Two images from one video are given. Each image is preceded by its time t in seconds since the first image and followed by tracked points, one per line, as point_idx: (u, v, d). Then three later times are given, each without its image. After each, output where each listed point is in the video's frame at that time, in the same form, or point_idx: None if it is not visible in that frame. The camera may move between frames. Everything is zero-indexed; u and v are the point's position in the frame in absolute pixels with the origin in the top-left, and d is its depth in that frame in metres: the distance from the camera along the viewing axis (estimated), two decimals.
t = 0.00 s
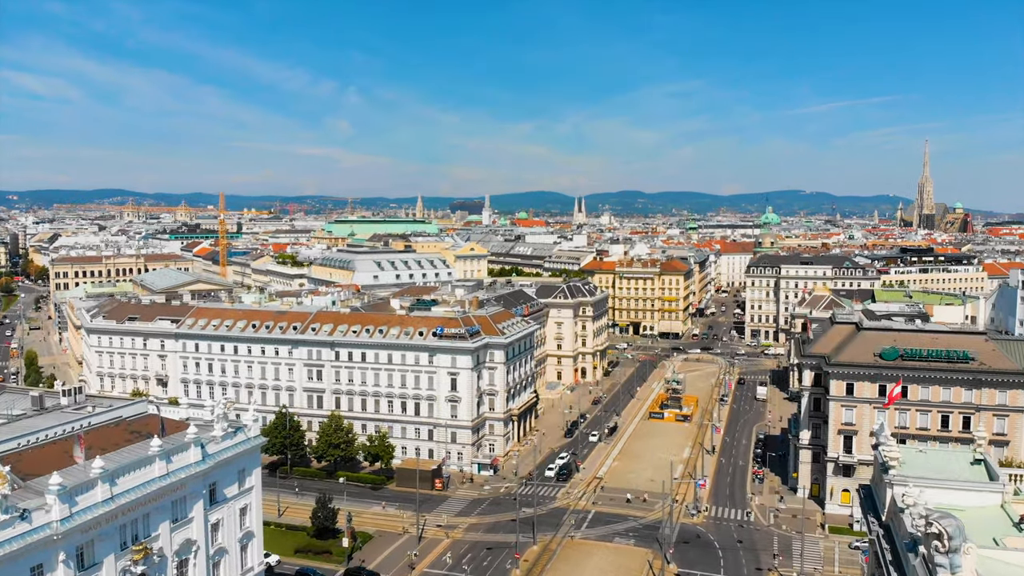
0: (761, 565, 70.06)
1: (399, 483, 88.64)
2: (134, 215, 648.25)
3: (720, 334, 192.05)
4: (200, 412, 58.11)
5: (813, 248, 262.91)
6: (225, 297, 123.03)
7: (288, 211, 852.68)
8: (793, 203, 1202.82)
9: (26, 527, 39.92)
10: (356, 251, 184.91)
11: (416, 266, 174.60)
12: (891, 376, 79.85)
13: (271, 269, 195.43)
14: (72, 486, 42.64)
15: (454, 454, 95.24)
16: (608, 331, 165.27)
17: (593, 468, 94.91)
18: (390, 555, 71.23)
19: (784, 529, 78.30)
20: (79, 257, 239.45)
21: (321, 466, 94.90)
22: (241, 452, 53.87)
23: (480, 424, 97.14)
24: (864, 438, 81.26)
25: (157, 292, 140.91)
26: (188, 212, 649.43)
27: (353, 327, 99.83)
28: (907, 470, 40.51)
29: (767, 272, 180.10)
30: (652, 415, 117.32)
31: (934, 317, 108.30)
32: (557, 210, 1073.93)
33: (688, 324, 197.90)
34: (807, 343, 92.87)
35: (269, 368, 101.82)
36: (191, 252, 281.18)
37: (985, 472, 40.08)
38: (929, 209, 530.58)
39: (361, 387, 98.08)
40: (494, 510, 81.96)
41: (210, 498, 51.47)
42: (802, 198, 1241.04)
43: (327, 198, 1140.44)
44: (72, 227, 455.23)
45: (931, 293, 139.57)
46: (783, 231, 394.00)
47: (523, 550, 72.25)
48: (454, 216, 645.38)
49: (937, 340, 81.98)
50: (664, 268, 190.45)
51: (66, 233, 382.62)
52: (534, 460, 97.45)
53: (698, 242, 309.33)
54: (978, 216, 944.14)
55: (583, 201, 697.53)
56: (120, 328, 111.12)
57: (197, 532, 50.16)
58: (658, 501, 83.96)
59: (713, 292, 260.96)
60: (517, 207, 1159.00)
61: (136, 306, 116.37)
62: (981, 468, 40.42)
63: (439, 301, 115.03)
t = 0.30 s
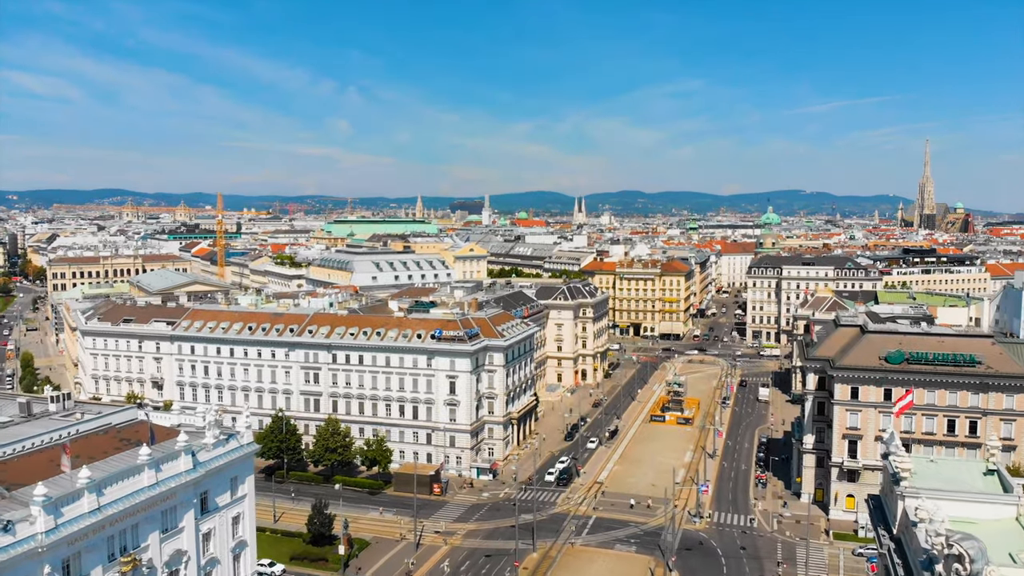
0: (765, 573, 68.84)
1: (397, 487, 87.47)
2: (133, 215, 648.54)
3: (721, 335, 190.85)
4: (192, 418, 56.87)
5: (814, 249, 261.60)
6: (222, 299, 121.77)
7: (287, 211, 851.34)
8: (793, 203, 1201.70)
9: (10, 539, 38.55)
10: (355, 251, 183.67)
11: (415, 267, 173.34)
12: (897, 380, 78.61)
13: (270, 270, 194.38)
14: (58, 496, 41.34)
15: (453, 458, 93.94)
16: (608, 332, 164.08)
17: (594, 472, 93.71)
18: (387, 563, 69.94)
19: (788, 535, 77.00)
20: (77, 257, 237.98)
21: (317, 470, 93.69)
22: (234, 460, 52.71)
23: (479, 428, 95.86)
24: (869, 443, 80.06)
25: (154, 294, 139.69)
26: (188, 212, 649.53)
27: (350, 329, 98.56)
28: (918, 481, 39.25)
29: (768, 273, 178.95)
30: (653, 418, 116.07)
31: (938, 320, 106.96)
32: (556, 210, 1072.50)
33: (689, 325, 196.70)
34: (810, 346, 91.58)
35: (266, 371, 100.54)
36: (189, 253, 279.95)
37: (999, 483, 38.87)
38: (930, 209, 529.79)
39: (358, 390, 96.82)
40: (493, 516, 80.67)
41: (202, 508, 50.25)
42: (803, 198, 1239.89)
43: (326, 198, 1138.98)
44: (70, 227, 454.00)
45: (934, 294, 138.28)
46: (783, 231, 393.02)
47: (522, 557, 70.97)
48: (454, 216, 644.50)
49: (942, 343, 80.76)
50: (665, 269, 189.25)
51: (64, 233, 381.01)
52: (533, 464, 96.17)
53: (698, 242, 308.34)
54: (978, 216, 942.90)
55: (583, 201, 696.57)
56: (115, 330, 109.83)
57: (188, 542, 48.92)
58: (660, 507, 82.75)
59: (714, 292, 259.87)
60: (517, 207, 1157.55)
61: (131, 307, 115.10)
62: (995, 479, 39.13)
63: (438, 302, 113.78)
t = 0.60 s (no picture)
0: None
1: (395, 492, 86.27)
2: (132, 215, 647.38)
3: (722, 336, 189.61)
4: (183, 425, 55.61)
5: (816, 249, 260.17)
6: (219, 301, 120.57)
7: (287, 211, 850.06)
8: (793, 203, 1200.36)
9: None
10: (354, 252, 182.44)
11: (414, 268, 172.15)
12: (902, 384, 77.34)
13: (268, 271, 193.27)
14: (43, 507, 39.96)
15: (452, 463, 92.67)
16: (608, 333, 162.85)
17: (594, 477, 92.45)
18: (383, 571, 68.63)
19: (792, 542, 75.76)
20: (74, 258, 236.56)
21: (315, 475, 92.46)
22: (227, 468, 51.45)
23: (478, 432, 94.56)
24: (874, 448, 78.76)
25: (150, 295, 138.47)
26: (188, 212, 648.81)
27: (347, 332, 97.33)
28: (930, 493, 37.99)
29: (770, 274, 177.70)
30: (654, 421, 114.81)
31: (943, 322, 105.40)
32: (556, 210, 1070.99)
33: (690, 326, 195.44)
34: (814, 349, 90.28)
35: (263, 374, 99.25)
36: (188, 253, 278.53)
37: (1014, 494, 37.61)
38: (931, 209, 528.71)
39: (356, 394, 95.55)
40: (493, 522, 79.38)
41: (193, 518, 48.95)
42: (803, 198, 1238.61)
43: (326, 198, 1137.75)
44: (69, 228, 452.31)
45: (938, 295, 136.89)
46: (784, 232, 392.38)
47: (522, 565, 69.68)
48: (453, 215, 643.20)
49: (948, 346, 79.50)
50: (666, 270, 188.01)
51: (62, 234, 379.46)
52: (533, 469, 94.85)
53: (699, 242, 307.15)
54: (979, 216, 941.71)
55: (583, 201, 695.45)
56: (110, 332, 108.51)
57: (179, 553, 47.63)
58: (662, 513, 81.49)
59: (715, 293, 258.59)
60: (517, 207, 1156.20)
61: (127, 309, 113.83)
62: (1010, 490, 37.86)
63: (436, 304, 112.42)
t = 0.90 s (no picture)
0: None
1: (392, 498, 85.02)
2: (132, 215, 646.10)
3: (724, 338, 188.33)
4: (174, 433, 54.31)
5: (818, 250, 258.84)
6: (216, 303, 119.34)
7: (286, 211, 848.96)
8: (794, 203, 1198.96)
9: None
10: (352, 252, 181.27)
11: (413, 269, 171.06)
12: (908, 389, 76.04)
13: (266, 271, 192.05)
14: (26, 519, 38.62)
15: (450, 467, 91.37)
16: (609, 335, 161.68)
17: (595, 482, 91.17)
18: None
19: (796, 549, 74.51)
20: (72, 259, 235.24)
21: (311, 479, 91.20)
22: (218, 477, 50.21)
23: (477, 437, 93.25)
24: (879, 453, 77.49)
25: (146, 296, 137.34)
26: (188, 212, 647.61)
27: (345, 335, 96.10)
28: (943, 506, 36.66)
29: (771, 275, 176.45)
30: (656, 425, 113.54)
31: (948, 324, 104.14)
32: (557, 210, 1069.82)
33: (691, 327, 194.19)
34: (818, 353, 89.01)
35: (260, 378, 98.01)
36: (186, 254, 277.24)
37: None
38: (932, 209, 527.59)
39: (354, 397, 94.29)
40: (492, 528, 78.08)
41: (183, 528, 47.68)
42: (803, 198, 1237.31)
43: (326, 198, 1136.39)
44: (68, 228, 450.89)
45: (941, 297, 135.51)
46: (785, 232, 389.94)
47: (521, 572, 68.35)
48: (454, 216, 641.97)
49: (955, 350, 78.22)
50: (667, 271, 186.80)
51: (61, 234, 378.10)
52: (533, 474, 93.53)
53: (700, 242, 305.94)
54: (979, 217, 940.51)
55: (584, 201, 694.38)
56: (106, 335, 107.26)
57: (169, 565, 46.36)
58: (664, 519, 80.22)
59: (716, 293, 257.29)
60: (517, 207, 1155.05)
61: (122, 311, 112.54)
62: None
63: (435, 306, 111.19)
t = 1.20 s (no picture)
0: None
1: (390, 503, 83.83)
2: (131, 215, 644.76)
3: (725, 339, 187.20)
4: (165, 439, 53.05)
5: (819, 250, 257.87)
6: (212, 304, 118.09)
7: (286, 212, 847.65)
8: (794, 203, 1198.13)
9: None
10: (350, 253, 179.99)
11: (412, 270, 169.84)
12: (914, 393, 74.78)
13: (264, 272, 190.66)
14: (9, 531, 37.36)
15: (448, 472, 90.12)
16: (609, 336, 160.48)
17: (595, 487, 89.91)
18: None
19: (800, 556, 73.23)
20: (70, 260, 234.01)
21: (308, 484, 90.01)
22: (210, 485, 49.03)
23: (475, 440, 91.99)
24: (885, 459, 76.30)
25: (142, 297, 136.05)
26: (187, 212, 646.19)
27: (342, 337, 94.85)
28: (956, 519, 35.50)
29: (773, 276, 175.32)
30: (657, 428, 112.29)
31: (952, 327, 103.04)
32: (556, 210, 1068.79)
33: (692, 328, 193.04)
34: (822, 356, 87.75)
35: (256, 380, 96.75)
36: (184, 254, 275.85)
37: None
38: (933, 209, 526.72)
39: (351, 400, 93.05)
40: (491, 535, 76.84)
41: (173, 538, 46.44)
42: (804, 198, 1236.47)
43: (326, 198, 1135.17)
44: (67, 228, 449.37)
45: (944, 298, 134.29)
46: (785, 232, 389.14)
47: None
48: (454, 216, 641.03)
49: (961, 354, 77.01)
50: (668, 272, 185.63)
51: (59, 234, 376.71)
52: (533, 479, 92.28)
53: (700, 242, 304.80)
54: (980, 217, 939.72)
55: (584, 201, 693.37)
56: (101, 337, 106.01)
57: None
58: (666, 525, 79.00)
59: (717, 294, 256.09)
60: (517, 207, 1153.95)
61: (117, 313, 111.27)
62: None
63: (434, 308, 110.01)
